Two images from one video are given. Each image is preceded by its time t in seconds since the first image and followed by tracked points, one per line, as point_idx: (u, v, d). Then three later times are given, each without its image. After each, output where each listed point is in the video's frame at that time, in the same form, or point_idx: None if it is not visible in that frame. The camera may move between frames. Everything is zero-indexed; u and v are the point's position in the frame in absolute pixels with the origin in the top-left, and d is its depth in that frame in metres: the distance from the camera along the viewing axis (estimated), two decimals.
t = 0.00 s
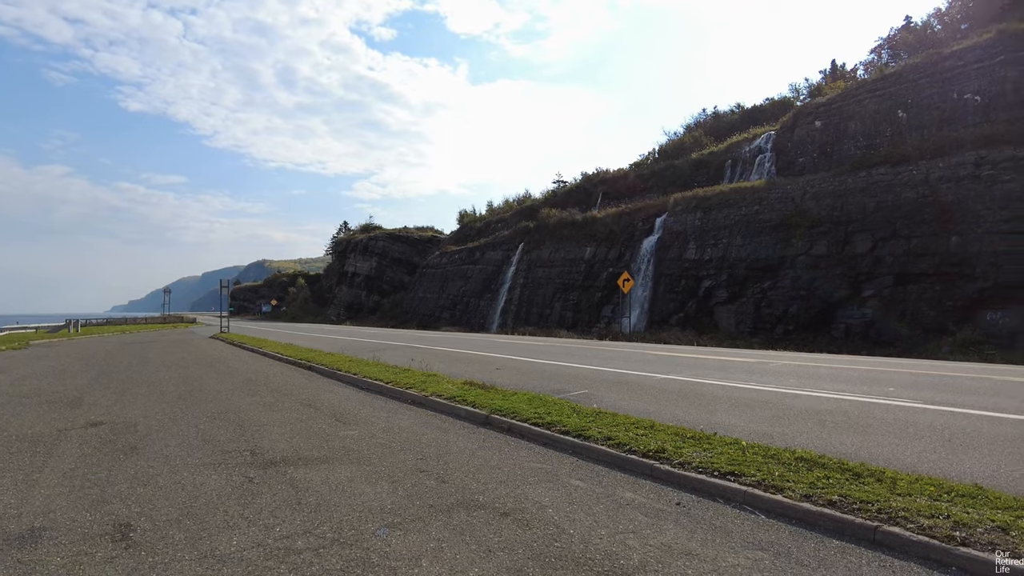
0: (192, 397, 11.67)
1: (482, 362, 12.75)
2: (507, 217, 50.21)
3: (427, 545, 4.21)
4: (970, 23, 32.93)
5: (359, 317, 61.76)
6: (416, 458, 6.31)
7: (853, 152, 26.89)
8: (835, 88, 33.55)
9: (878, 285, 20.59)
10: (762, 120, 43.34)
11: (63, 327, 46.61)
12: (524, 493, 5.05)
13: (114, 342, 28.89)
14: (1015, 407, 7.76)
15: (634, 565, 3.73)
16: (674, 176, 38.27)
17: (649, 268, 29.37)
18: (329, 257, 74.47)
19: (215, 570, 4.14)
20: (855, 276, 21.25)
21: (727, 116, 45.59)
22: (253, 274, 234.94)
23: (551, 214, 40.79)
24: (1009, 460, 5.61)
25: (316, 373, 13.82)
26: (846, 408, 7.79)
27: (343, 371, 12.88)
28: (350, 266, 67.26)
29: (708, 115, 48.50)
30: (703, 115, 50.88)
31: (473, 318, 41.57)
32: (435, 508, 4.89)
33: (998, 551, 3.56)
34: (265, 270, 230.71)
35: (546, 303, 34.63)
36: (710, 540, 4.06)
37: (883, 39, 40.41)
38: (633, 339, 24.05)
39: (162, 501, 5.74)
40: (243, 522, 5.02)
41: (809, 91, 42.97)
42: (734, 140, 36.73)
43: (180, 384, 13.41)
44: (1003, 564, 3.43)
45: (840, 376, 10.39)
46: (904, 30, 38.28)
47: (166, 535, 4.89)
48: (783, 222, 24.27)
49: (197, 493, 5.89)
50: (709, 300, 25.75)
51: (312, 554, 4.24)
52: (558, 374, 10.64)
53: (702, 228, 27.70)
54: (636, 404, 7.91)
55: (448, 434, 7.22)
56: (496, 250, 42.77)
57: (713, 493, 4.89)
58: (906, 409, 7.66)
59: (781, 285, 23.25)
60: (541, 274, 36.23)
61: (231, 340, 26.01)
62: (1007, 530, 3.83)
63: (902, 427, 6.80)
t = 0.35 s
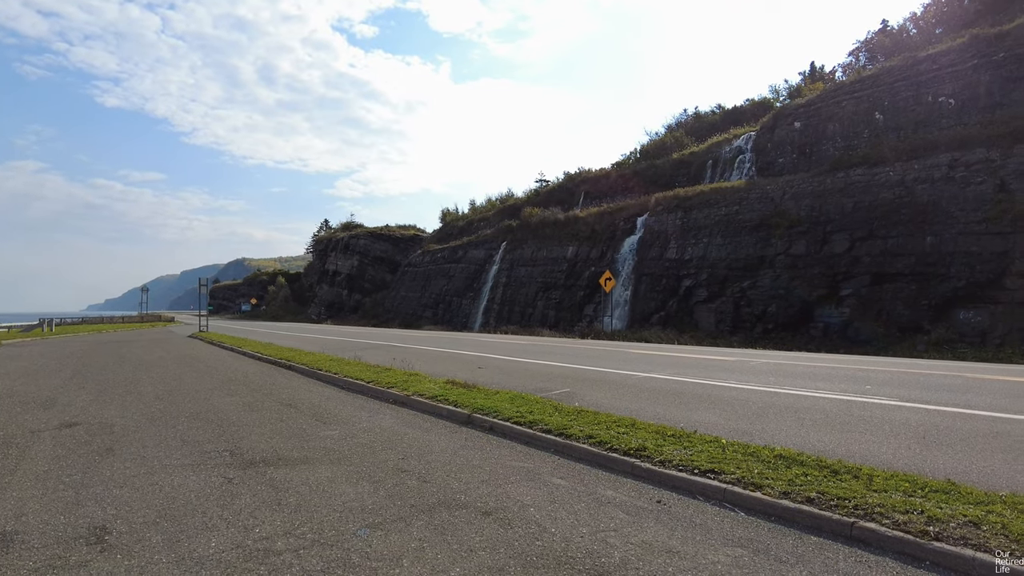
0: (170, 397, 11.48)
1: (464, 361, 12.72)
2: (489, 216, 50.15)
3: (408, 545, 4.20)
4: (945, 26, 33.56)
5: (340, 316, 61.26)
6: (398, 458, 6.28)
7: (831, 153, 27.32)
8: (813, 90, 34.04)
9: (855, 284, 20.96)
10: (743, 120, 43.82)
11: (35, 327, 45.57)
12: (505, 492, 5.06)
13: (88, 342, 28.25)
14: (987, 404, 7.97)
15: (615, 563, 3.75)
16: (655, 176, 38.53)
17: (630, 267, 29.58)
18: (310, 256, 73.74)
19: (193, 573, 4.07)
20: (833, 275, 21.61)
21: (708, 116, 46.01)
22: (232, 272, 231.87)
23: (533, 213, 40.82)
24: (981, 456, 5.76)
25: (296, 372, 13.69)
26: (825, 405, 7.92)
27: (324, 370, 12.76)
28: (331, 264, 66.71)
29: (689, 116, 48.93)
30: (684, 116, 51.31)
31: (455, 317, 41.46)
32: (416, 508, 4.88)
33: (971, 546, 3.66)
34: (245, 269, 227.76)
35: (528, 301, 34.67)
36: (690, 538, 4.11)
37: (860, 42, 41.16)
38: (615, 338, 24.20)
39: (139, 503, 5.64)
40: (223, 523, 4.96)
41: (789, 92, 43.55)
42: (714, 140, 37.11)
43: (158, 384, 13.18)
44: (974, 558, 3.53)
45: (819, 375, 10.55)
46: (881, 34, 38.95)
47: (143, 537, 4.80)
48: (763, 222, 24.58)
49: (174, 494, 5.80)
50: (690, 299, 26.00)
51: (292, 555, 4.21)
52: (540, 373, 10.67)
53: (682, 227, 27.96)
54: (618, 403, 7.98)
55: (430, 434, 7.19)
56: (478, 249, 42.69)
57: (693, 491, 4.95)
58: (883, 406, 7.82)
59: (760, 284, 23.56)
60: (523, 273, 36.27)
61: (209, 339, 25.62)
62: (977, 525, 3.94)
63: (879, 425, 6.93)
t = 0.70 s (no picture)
0: (150, 397, 11.31)
1: (449, 361, 12.70)
2: (474, 215, 50.09)
3: (391, 545, 4.18)
4: (923, 30, 34.24)
5: (324, 315, 60.77)
6: (381, 458, 6.25)
7: (813, 154, 27.67)
8: (795, 91, 34.47)
9: (836, 283, 21.26)
10: (727, 121, 44.19)
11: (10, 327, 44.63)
12: (489, 492, 5.05)
13: (65, 342, 27.73)
14: (963, 401, 8.13)
15: (598, 562, 3.77)
16: (640, 175, 38.75)
17: (615, 267, 29.72)
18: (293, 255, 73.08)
19: None
20: (814, 275, 21.90)
21: (693, 117, 46.35)
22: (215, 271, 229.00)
23: (518, 212, 40.85)
24: (957, 452, 5.87)
25: (279, 371, 13.56)
26: (806, 403, 8.03)
27: (307, 370, 12.66)
28: (314, 263, 66.17)
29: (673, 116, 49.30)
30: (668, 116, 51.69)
31: (440, 315, 41.33)
32: (400, 508, 4.86)
33: (947, 542, 3.73)
34: (227, 267, 224.94)
35: (513, 300, 34.68)
36: (673, 536, 4.13)
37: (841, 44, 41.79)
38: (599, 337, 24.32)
39: (117, 505, 5.55)
40: (203, 525, 4.90)
41: (772, 93, 44.02)
42: (698, 140, 37.42)
43: (137, 385, 12.97)
44: (951, 553, 3.61)
45: (799, 373, 10.69)
46: (862, 36, 39.49)
47: (122, 539, 4.73)
48: (746, 222, 24.81)
49: (153, 496, 5.72)
50: (673, 298, 26.19)
51: (274, 556, 4.17)
52: (524, 372, 10.69)
53: (666, 227, 28.14)
54: (602, 402, 8.02)
55: (414, 434, 7.18)
56: (463, 248, 42.61)
57: (674, 488, 5.00)
58: (862, 404, 7.94)
59: (743, 283, 23.79)
60: (508, 272, 36.27)
61: (190, 339, 25.27)
62: (954, 521, 4.02)
63: (857, 422, 7.05)
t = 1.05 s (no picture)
0: (128, 398, 11.12)
1: (433, 360, 12.65)
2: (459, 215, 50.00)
3: (372, 546, 4.16)
4: (902, 33, 34.79)
5: (306, 315, 60.28)
6: (363, 458, 6.21)
7: (794, 155, 28.00)
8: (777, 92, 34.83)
9: (817, 283, 21.53)
10: (710, 122, 44.56)
11: None
12: (471, 492, 5.04)
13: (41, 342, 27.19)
14: (940, 399, 8.29)
15: (580, 561, 3.78)
16: (623, 175, 38.94)
17: (599, 266, 29.85)
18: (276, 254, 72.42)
19: None
20: (795, 274, 22.17)
21: (676, 117, 46.64)
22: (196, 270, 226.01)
23: (502, 211, 40.86)
24: (933, 449, 5.98)
25: (261, 372, 13.43)
26: (787, 402, 8.13)
27: (289, 370, 12.55)
28: (297, 262, 65.62)
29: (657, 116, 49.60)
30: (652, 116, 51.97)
31: (424, 315, 41.20)
32: (381, 508, 4.83)
33: (923, 537, 3.80)
34: (208, 266, 222.16)
35: (497, 300, 34.67)
36: (655, 534, 4.15)
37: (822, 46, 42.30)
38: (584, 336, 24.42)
39: (93, 508, 5.44)
40: (182, 527, 4.83)
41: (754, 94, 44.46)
42: (681, 140, 37.69)
43: (115, 386, 12.74)
44: (927, 549, 3.68)
45: (779, 372, 10.82)
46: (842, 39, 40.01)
47: (98, 543, 4.64)
48: (727, 222, 25.04)
49: (131, 498, 5.62)
50: (656, 297, 26.36)
51: (254, 558, 4.12)
52: (507, 372, 10.70)
53: (649, 226, 28.31)
54: (584, 401, 8.04)
55: (397, 434, 7.14)
56: (447, 247, 42.50)
57: (656, 487, 5.04)
58: (840, 402, 8.05)
59: (725, 283, 24.03)
60: (492, 272, 36.26)
61: (171, 339, 24.93)
62: (929, 516, 4.10)
63: (837, 420, 7.14)
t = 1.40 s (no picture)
0: (94, 401, 10.81)
1: (409, 361, 12.58)
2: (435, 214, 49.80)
3: (345, 548, 4.12)
4: (871, 37, 35.60)
5: (280, 315, 59.43)
6: (337, 460, 6.15)
7: (767, 156, 28.48)
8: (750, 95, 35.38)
9: (788, 283, 21.93)
10: (685, 123, 45.08)
11: None
12: (444, 492, 5.03)
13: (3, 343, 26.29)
14: (906, 396, 8.51)
15: (554, 560, 3.80)
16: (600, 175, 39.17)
17: (575, 266, 30.01)
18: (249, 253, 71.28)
19: None
20: (767, 274, 22.55)
21: (652, 117, 47.05)
22: (167, 268, 221.56)
23: (479, 211, 40.80)
24: (898, 446, 6.13)
25: (234, 372, 13.21)
26: (758, 400, 8.27)
27: (261, 371, 12.37)
28: (271, 262, 64.68)
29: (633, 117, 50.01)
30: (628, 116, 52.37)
31: (400, 314, 40.92)
32: (355, 510, 4.79)
33: (888, 532, 3.90)
34: (180, 266, 217.63)
35: (474, 299, 34.61)
36: (628, 532, 4.19)
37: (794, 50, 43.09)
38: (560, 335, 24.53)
39: (58, 513, 5.28)
40: (150, 531, 4.71)
41: (728, 96, 45.11)
42: (656, 141, 38.07)
43: (81, 388, 12.39)
44: (891, 543, 3.78)
45: (752, 370, 10.99)
46: (814, 42, 40.81)
47: (62, 549, 4.50)
48: (701, 222, 25.35)
49: (97, 502, 5.47)
50: (632, 296, 26.58)
51: (224, 562, 4.05)
52: (483, 371, 10.70)
53: (625, 227, 28.54)
54: (560, 400, 8.07)
55: (371, 434, 7.09)
56: (424, 246, 42.28)
57: (629, 485, 5.08)
58: (811, 400, 8.21)
59: (699, 282, 24.34)
60: (469, 271, 36.19)
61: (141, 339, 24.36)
62: (894, 511, 4.21)
63: (807, 418, 7.29)
